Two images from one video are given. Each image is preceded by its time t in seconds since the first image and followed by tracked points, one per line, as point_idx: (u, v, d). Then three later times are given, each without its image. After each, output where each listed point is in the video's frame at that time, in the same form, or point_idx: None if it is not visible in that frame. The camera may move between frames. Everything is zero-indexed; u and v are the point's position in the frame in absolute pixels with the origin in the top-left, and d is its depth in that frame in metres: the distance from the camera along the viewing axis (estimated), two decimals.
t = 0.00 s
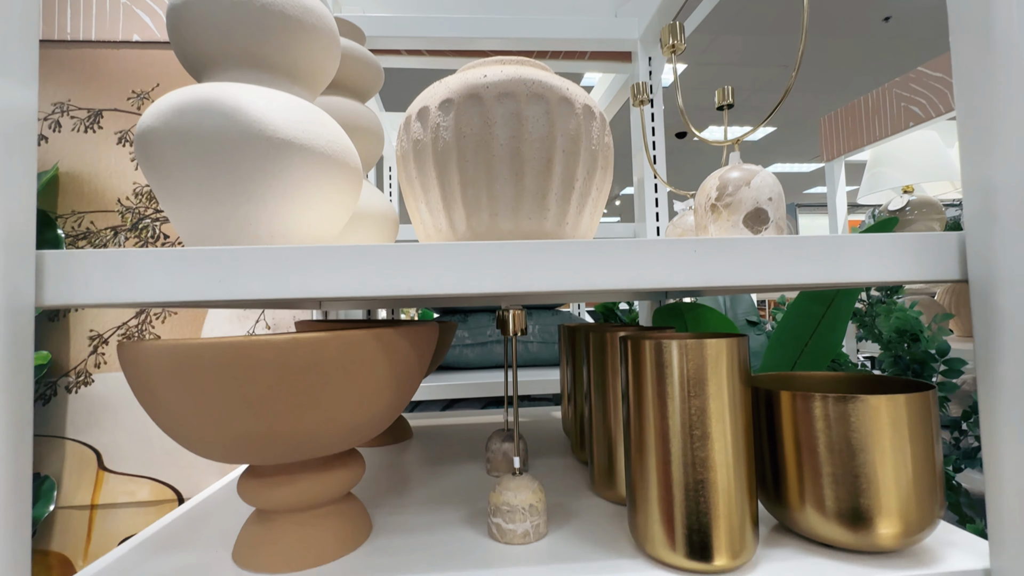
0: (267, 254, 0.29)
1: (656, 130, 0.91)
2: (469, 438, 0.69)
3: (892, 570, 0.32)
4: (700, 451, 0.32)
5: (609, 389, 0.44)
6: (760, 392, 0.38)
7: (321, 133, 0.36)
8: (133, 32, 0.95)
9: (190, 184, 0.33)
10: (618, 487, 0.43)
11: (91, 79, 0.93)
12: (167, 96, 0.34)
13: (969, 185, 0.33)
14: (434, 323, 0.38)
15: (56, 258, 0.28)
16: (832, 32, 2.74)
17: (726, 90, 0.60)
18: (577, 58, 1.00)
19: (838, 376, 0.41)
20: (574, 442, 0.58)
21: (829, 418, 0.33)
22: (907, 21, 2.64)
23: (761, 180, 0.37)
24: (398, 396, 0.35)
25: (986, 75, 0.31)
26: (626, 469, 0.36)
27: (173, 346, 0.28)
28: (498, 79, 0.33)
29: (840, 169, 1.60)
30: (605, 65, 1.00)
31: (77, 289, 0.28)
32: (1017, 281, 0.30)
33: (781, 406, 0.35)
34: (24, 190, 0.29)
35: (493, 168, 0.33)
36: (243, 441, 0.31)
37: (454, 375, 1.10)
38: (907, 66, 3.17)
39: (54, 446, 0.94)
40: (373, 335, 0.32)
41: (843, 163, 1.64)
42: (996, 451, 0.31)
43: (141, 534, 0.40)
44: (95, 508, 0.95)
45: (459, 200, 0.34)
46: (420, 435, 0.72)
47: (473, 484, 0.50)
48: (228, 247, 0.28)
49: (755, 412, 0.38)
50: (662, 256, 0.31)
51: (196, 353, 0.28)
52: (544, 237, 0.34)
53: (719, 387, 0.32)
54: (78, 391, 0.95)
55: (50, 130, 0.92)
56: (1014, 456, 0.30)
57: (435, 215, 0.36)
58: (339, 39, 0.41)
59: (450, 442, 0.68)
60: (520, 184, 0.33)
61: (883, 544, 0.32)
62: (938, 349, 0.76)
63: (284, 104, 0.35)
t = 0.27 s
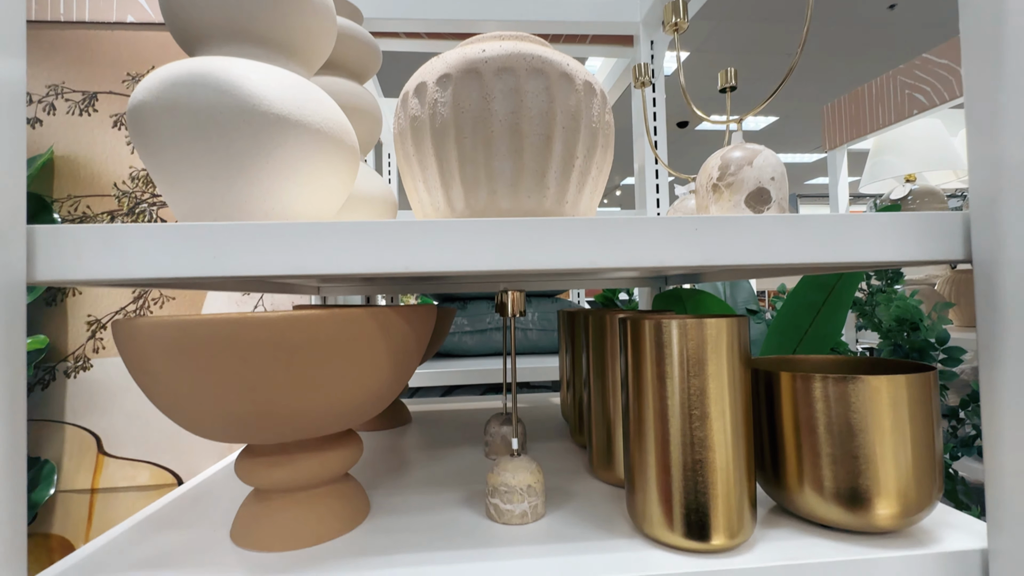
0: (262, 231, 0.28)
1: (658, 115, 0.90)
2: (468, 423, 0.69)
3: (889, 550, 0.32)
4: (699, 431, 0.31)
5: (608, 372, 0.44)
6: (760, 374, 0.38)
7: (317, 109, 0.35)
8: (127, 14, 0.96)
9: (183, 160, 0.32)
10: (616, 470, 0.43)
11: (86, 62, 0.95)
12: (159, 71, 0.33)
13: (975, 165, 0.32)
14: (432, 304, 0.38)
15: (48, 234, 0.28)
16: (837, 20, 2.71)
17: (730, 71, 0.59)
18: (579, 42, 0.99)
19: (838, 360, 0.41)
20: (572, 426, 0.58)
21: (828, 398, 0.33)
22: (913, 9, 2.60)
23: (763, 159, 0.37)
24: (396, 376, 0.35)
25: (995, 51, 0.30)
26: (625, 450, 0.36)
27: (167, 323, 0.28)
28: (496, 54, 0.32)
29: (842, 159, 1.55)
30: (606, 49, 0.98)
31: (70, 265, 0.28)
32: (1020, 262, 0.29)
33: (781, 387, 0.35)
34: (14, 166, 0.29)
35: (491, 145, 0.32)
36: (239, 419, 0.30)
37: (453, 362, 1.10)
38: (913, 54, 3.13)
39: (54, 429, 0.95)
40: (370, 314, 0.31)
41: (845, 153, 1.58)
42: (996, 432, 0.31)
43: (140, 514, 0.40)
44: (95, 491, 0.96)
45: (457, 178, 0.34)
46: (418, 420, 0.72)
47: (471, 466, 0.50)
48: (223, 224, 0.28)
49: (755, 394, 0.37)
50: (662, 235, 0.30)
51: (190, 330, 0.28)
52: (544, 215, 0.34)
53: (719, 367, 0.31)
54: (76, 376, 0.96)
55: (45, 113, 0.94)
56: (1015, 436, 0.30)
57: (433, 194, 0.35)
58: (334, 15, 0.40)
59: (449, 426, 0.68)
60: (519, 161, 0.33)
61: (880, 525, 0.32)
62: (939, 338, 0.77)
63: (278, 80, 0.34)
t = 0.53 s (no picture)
0: (258, 208, 0.28)
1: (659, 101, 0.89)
2: (467, 409, 0.69)
3: (886, 531, 0.32)
4: (698, 412, 0.31)
5: (607, 356, 0.44)
6: (760, 356, 0.38)
7: (314, 87, 0.34)
8: None
9: (178, 137, 0.32)
10: (615, 453, 0.43)
11: (81, 46, 0.96)
12: (153, 46, 0.33)
13: (982, 146, 0.32)
14: (431, 286, 0.37)
15: (42, 210, 0.27)
16: (841, 7, 2.68)
17: (733, 54, 0.58)
18: (580, 26, 0.97)
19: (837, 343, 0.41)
20: (571, 411, 0.58)
21: (828, 379, 0.33)
22: None
23: (766, 139, 0.36)
24: (394, 358, 0.35)
25: (1006, 26, 0.30)
26: (624, 432, 0.36)
27: (164, 300, 0.27)
28: (496, 29, 0.32)
29: (844, 149, 1.52)
30: (608, 34, 0.97)
31: (64, 242, 0.27)
32: None
33: (781, 369, 0.35)
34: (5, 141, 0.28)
35: (490, 122, 0.32)
36: (238, 399, 0.30)
37: (452, 349, 1.10)
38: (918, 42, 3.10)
39: (54, 416, 0.95)
40: (368, 293, 0.31)
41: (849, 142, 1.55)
42: (996, 415, 0.31)
43: (140, 494, 0.40)
44: (97, 476, 0.97)
45: (455, 156, 0.33)
46: (418, 405, 0.72)
47: (470, 450, 0.51)
48: (219, 201, 0.28)
49: (755, 376, 0.37)
50: (664, 214, 0.30)
51: (187, 307, 0.27)
52: (543, 195, 0.33)
53: (718, 348, 0.31)
54: (76, 361, 0.96)
55: (40, 97, 0.94)
56: (1014, 419, 0.30)
57: (432, 174, 0.35)
58: None
59: (448, 412, 0.68)
60: (519, 139, 0.32)
61: (878, 506, 0.32)
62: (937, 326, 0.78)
63: (275, 56, 0.34)
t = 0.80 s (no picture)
0: (253, 184, 0.28)
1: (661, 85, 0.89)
2: (466, 393, 0.69)
3: (882, 511, 0.32)
4: (696, 392, 0.31)
5: (606, 339, 0.44)
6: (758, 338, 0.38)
7: (309, 63, 0.34)
8: None
9: (172, 114, 0.31)
10: (612, 435, 0.43)
11: (76, 28, 0.95)
12: (145, 20, 0.32)
13: (988, 124, 0.31)
14: (428, 267, 0.37)
15: (33, 186, 0.27)
16: None
17: (736, 35, 0.57)
18: (581, 9, 0.96)
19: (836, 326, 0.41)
20: (570, 395, 0.58)
21: (826, 360, 0.33)
22: None
23: (768, 119, 0.36)
24: (392, 338, 0.35)
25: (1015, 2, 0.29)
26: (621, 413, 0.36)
27: (158, 277, 0.27)
28: (494, 3, 0.31)
29: (848, 136, 1.51)
30: (609, 17, 0.96)
31: (57, 219, 0.27)
32: None
33: (779, 351, 0.35)
34: None
35: (488, 99, 0.31)
36: (235, 377, 0.30)
37: (452, 335, 1.10)
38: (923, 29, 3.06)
39: (55, 399, 0.96)
40: (365, 272, 0.31)
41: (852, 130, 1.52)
42: (993, 396, 0.31)
43: (140, 474, 0.41)
44: (97, 460, 0.98)
45: (453, 135, 0.33)
46: (417, 390, 0.72)
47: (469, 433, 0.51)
48: (213, 177, 0.27)
49: (753, 359, 0.37)
50: (663, 193, 0.30)
51: (183, 284, 0.27)
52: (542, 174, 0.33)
53: (716, 328, 0.31)
54: (76, 346, 0.96)
55: (34, 79, 0.93)
56: (1012, 401, 0.30)
57: (429, 153, 0.35)
58: None
59: (447, 396, 0.68)
60: (517, 117, 0.32)
61: (874, 486, 0.32)
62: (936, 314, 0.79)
63: (269, 31, 0.33)
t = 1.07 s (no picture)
0: (249, 165, 0.27)
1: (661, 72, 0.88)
2: (465, 381, 0.70)
3: (876, 493, 0.32)
4: (693, 375, 0.31)
5: (604, 324, 0.44)
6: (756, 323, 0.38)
7: (305, 44, 0.34)
8: None
9: (166, 95, 0.31)
10: (610, 420, 0.44)
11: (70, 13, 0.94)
12: None
13: (990, 107, 0.31)
14: (426, 252, 0.37)
15: (27, 165, 0.27)
16: None
17: (737, 20, 0.57)
18: None
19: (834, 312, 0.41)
20: (568, 382, 0.58)
21: (823, 344, 0.33)
22: None
23: (768, 102, 0.35)
24: (390, 322, 0.35)
25: None
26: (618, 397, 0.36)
27: (155, 257, 0.27)
28: None
29: (849, 126, 1.50)
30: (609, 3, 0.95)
31: (52, 199, 0.27)
32: None
33: (776, 335, 0.35)
34: None
35: (486, 81, 0.31)
36: (232, 359, 0.30)
37: (451, 325, 1.11)
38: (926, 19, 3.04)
39: (54, 387, 0.96)
40: (363, 255, 0.31)
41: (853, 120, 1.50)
42: (989, 380, 0.31)
43: (140, 457, 0.41)
44: (98, 446, 0.99)
45: (450, 117, 0.33)
46: (416, 377, 0.72)
47: (467, 419, 0.51)
48: (209, 157, 0.27)
49: (751, 343, 0.37)
50: (662, 175, 0.29)
51: (181, 265, 0.27)
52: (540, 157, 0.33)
53: (715, 311, 0.31)
54: (75, 333, 0.96)
55: (28, 64, 0.92)
56: (1009, 385, 0.30)
57: (427, 136, 0.34)
58: None
59: (446, 383, 0.68)
60: (515, 99, 0.31)
61: (870, 470, 0.32)
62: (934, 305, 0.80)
63: (265, 11, 0.33)
